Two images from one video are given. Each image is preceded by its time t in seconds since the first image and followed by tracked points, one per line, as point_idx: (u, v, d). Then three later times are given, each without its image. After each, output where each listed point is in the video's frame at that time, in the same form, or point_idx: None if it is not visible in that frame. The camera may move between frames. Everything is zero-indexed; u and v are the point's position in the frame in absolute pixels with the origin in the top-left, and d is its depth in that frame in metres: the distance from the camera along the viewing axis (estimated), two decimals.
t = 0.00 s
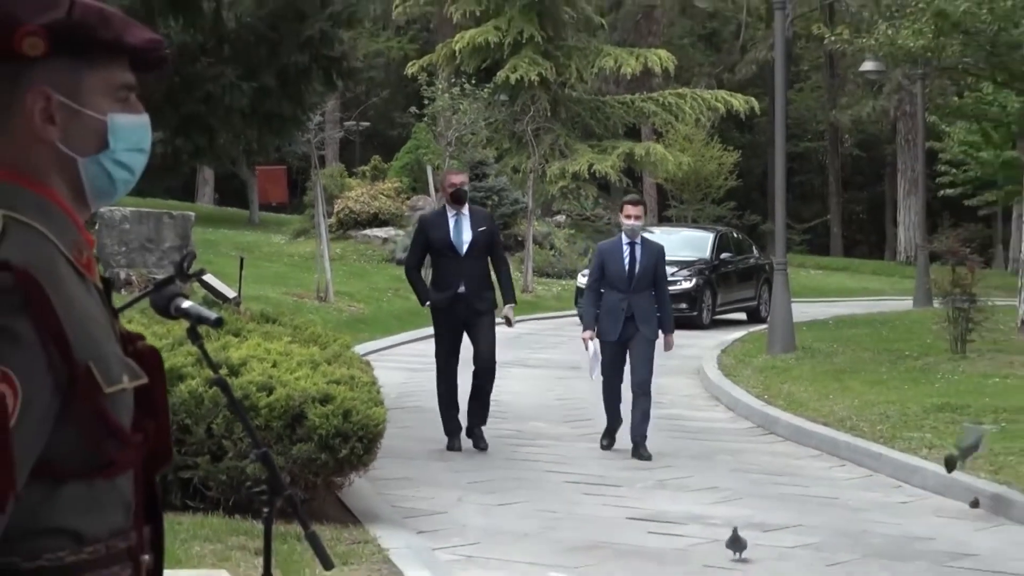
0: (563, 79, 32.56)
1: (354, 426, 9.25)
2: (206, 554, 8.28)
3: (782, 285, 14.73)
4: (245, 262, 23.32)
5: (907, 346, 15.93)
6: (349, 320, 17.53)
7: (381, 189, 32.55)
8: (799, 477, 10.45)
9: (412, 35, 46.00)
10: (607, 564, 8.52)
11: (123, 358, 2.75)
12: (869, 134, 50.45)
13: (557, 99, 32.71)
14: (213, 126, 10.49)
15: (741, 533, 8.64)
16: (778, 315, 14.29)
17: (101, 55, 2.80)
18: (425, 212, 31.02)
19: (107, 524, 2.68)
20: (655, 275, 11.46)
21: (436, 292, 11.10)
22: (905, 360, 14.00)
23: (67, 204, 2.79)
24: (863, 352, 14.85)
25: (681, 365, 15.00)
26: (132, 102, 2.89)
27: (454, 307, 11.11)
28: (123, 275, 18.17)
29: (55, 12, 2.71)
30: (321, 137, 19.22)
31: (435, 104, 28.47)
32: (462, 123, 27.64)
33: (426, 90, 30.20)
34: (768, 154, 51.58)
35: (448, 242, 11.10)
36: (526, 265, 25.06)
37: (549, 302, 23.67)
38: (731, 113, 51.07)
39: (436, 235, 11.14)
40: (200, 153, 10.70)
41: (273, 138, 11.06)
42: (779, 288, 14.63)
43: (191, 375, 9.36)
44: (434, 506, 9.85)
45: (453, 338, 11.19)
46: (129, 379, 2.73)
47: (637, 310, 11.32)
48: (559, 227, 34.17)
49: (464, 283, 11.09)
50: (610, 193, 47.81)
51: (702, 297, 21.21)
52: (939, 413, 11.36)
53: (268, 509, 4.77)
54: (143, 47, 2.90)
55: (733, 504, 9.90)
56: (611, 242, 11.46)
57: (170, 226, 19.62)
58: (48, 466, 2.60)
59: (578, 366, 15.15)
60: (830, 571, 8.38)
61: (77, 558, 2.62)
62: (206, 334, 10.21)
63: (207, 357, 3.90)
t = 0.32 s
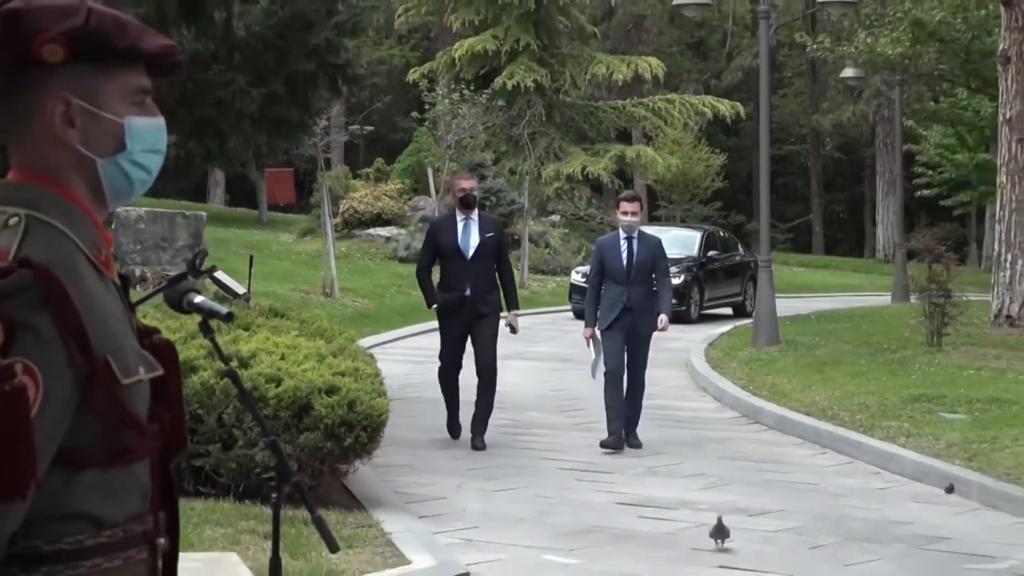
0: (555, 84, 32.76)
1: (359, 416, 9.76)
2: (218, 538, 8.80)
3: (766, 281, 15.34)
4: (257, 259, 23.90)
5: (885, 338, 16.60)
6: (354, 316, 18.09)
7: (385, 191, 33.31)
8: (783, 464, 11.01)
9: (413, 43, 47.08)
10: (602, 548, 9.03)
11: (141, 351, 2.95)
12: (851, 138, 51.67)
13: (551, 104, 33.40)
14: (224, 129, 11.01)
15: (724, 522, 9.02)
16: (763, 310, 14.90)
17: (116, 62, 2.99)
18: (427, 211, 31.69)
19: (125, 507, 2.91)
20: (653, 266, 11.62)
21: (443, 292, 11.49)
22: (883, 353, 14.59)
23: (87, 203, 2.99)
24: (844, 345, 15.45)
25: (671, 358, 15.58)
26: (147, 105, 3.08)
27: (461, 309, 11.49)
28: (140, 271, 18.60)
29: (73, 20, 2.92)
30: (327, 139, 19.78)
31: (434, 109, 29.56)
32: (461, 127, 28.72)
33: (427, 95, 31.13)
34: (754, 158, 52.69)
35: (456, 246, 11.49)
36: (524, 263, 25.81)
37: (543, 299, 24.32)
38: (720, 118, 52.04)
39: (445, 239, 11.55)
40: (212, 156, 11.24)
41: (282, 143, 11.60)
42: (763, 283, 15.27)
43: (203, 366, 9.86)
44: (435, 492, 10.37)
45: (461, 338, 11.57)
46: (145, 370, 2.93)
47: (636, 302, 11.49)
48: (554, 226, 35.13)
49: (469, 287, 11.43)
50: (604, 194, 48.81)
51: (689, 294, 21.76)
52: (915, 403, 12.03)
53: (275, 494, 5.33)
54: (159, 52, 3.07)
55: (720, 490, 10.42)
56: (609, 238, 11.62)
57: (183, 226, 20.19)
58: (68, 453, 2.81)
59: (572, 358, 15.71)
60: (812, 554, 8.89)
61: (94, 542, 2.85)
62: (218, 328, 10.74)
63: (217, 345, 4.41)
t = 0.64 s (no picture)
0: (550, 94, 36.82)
1: (362, 411, 10.27)
2: (229, 527, 9.33)
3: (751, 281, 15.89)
4: (266, 261, 24.46)
5: (865, 335, 17.25)
6: (359, 314, 18.65)
7: (387, 196, 33.63)
8: (767, 455, 11.57)
9: (413, 54, 48.24)
10: (594, 535, 9.55)
11: (154, 350, 3.03)
12: (830, 145, 52.86)
13: (547, 113, 37.39)
14: (234, 138, 11.57)
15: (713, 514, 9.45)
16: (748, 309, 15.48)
17: (130, 71, 3.04)
18: (427, 214, 32.49)
19: (140, 501, 2.94)
20: (645, 269, 12.03)
21: (445, 292, 11.63)
22: (861, 350, 15.27)
23: (102, 208, 3.03)
24: (825, 343, 16.10)
25: (661, 355, 16.17)
26: (161, 114, 3.12)
27: (464, 309, 11.64)
28: (154, 272, 19.17)
29: (90, 32, 2.98)
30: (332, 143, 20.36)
31: (435, 117, 30.55)
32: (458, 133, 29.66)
33: (427, 104, 31.99)
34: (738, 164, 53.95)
35: (458, 246, 11.70)
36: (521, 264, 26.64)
37: (539, 300, 25.02)
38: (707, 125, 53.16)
39: (446, 240, 11.76)
40: (221, 163, 11.80)
41: (287, 149, 12.17)
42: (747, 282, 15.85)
43: (214, 364, 10.40)
44: (436, 483, 10.91)
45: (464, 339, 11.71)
46: (159, 368, 3.00)
47: (627, 303, 11.91)
48: (548, 228, 36.00)
49: (473, 286, 11.62)
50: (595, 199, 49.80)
51: (678, 294, 22.33)
52: (893, 398, 12.65)
53: (284, 486, 5.75)
54: (171, 63, 3.11)
55: (707, 481, 10.96)
56: (603, 242, 12.07)
57: (195, 229, 20.78)
58: (85, 451, 2.85)
59: (567, 354, 16.29)
60: (795, 541, 9.39)
61: (112, 532, 2.88)
62: (228, 327, 11.27)
63: (227, 344, 4.81)
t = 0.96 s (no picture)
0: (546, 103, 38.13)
1: (367, 406, 10.79)
2: (239, 516, 9.87)
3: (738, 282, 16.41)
4: (274, 263, 25.00)
5: (846, 333, 17.85)
6: (363, 313, 19.21)
7: (390, 201, 34.27)
8: (754, 447, 12.14)
9: (415, 66, 49.13)
10: (588, 524, 10.09)
11: (167, 349, 3.22)
12: (814, 151, 53.66)
13: (542, 121, 38.60)
14: (244, 146, 12.21)
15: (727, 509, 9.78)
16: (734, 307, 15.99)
17: (144, 82, 3.25)
18: (429, 217, 33.04)
19: (154, 490, 3.14)
20: (647, 276, 12.31)
21: (446, 295, 12.11)
22: (844, 347, 15.87)
23: (118, 213, 3.24)
24: (808, 340, 16.70)
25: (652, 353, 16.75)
26: (173, 122, 3.33)
27: (464, 311, 12.11)
28: (168, 274, 19.71)
29: (106, 45, 3.19)
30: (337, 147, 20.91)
31: (435, 125, 31.16)
32: (458, 141, 30.34)
33: (428, 112, 32.66)
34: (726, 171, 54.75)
35: (456, 249, 12.15)
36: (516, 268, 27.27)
37: (534, 300, 25.62)
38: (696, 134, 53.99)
39: (443, 244, 12.22)
40: (232, 169, 12.39)
41: (296, 156, 12.82)
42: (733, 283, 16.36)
43: (224, 360, 10.90)
44: (437, 474, 11.46)
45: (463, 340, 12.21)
46: (172, 365, 3.20)
47: (632, 309, 12.16)
48: (544, 231, 36.65)
49: (474, 289, 12.10)
50: (589, 204, 50.47)
51: (667, 294, 22.90)
52: (873, 393, 13.24)
53: (292, 476, 6.18)
54: (184, 74, 3.33)
55: (696, 472, 11.51)
56: (607, 247, 12.31)
57: (206, 232, 21.34)
58: (103, 441, 3.05)
59: (562, 351, 16.86)
60: (781, 530, 9.91)
61: (127, 521, 3.08)
62: (239, 326, 11.81)
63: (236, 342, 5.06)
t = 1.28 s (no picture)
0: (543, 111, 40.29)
1: (373, 400, 11.34)
2: (251, 505, 10.43)
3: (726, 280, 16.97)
4: (284, 263, 25.62)
5: (830, 330, 18.48)
6: (368, 311, 19.83)
7: (395, 204, 34.86)
8: (743, 440, 12.71)
9: (419, 74, 49.95)
10: (585, 513, 10.64)
11: (182, 345, 3.27)
12: (800, 157, 54.61)
13: (540, 127, 40.89)
14: (255, 151, 12.81)
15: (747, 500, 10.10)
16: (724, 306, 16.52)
17: (160, 89, 3.28)
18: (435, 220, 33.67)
19: (170, 481, 3.19)
20: (655, 274, 12.61)
21: (451, 298, 12.51)
22: (828, 344, 16.50)
23: (136, 216, 3.27)
24: (795, 338, 17.31)
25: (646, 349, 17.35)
26: (187, 128, 3.36)
27: (467, 314, 12.53)
28: (183, 274, 20.30)
29: (123, 53, 3.22)
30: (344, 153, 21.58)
31: (439, 131, 31.84)
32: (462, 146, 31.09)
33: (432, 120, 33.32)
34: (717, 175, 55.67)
35: (463, 255, 12.57)
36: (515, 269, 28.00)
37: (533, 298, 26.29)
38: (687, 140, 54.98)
39: (452, 249, 12.64)
40: (244, 173, 12.98)
41: (305, 160, 13.42)
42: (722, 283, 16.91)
43: (237, 356, 11.45)
44: (440, 465, 12.03)
45: (466, 341, 12.64)
46: (187, 361, 3.24)
47: (638, 304, 12.44)
48: (542, 233, 37.23)
49: (476, 293, 12.47)
50: (585, 206, 51.14)
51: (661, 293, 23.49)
52: (856, 388, 13.83)
53: (300, 467, 6.70)
54: (198, 81, 3.36)
55: (687, 463, 12.06)
56: (614, 245, 12.62)
57: (219, 233, 21.95)
58: (121, 434, 3.09)
59: (560, 348, 17.46)
60: (768, 519, 10.43)
61: (145, 510, 3.13)
62: (250, 323, 12.35)
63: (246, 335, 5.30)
